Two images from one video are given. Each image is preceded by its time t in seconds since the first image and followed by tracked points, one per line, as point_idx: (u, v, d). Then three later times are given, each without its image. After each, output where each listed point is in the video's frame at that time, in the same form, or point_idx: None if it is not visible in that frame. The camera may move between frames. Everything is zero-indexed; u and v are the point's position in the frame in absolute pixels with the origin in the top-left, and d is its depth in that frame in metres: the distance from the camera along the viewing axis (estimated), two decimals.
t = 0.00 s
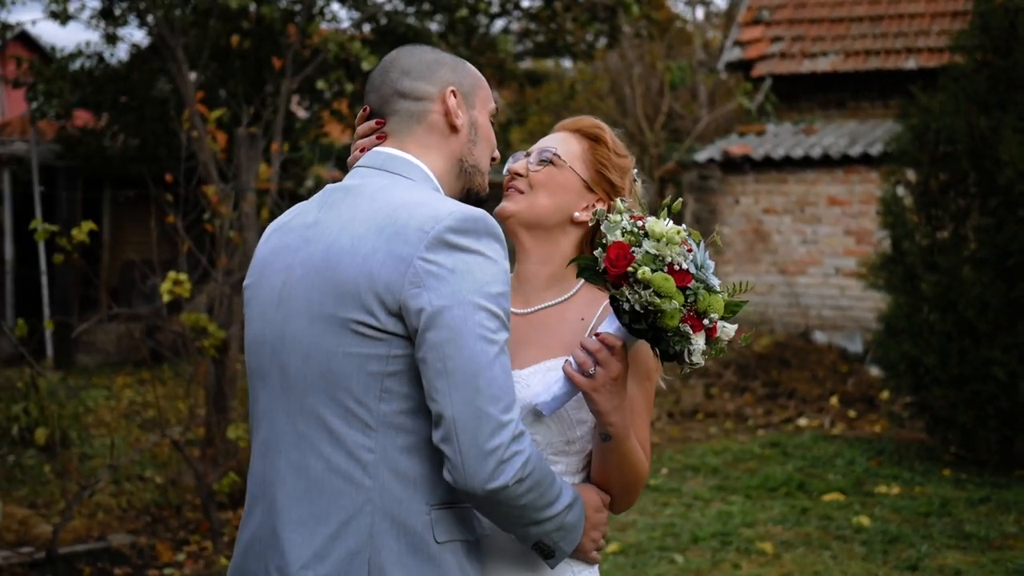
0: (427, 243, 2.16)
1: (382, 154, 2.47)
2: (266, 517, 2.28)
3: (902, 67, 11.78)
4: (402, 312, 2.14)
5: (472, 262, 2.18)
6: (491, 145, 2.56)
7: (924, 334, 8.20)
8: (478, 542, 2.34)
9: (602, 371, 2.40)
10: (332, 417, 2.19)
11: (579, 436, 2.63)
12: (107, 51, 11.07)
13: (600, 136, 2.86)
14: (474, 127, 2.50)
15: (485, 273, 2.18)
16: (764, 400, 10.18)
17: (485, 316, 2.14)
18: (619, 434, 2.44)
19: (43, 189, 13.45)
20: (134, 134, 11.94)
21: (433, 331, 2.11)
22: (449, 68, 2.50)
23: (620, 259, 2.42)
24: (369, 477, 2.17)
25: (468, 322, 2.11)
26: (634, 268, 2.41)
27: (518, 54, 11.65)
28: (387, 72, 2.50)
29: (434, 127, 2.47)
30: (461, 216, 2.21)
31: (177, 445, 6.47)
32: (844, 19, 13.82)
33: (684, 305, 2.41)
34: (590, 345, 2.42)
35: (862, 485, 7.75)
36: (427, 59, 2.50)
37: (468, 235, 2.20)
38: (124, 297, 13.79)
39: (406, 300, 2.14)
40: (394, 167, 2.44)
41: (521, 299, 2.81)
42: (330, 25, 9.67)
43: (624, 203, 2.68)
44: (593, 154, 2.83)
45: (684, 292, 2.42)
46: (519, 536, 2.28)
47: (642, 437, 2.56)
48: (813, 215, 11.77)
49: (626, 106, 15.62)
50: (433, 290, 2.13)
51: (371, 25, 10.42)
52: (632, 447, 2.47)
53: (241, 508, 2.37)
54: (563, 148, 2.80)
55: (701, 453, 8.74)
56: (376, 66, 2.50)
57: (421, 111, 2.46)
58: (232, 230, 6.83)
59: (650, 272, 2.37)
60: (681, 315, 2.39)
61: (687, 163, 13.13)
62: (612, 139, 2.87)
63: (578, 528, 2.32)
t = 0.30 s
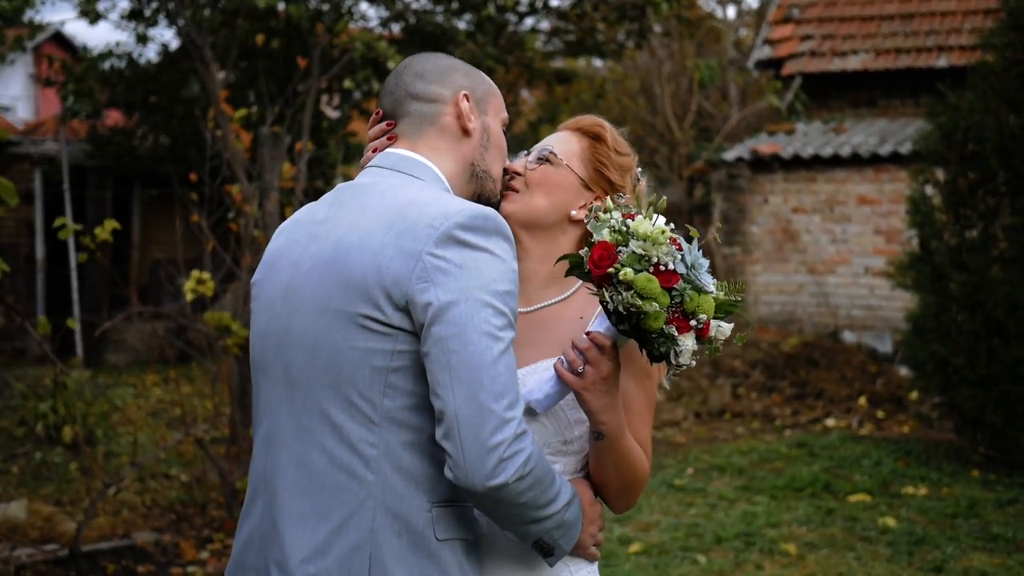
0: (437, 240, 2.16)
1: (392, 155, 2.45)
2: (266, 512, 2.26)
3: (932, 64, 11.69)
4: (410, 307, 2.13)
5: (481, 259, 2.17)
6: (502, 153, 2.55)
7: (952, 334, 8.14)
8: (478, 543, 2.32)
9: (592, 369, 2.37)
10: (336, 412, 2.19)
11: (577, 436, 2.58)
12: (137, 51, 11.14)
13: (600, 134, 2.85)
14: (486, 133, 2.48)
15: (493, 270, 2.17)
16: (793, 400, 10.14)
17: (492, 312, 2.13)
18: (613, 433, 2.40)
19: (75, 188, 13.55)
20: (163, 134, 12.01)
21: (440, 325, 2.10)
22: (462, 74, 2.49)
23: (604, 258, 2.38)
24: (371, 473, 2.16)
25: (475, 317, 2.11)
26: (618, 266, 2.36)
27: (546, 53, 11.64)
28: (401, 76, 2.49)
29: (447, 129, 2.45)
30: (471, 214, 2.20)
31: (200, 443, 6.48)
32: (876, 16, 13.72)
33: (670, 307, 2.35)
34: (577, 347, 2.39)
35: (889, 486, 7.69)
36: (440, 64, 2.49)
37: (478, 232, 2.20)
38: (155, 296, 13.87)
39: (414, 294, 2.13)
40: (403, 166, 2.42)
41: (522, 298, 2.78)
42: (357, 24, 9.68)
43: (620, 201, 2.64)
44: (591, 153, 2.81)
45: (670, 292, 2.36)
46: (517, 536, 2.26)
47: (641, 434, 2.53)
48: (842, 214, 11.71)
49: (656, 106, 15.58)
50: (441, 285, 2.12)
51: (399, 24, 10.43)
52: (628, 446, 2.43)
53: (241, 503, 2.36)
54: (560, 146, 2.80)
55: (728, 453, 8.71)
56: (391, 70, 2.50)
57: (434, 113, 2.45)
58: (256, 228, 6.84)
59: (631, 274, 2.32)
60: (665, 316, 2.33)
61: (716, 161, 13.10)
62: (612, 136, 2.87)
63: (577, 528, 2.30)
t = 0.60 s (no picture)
0: (445, 238, 2.15)
1: (400, 153, 2.43)
2: (266, 506, 2.26)
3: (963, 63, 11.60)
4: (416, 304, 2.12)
5: (489, 258, 2.16)
6: (512, 156, 2.53)
7: (981, 334, 8.08)
8: (478, 543, 2.31)
9: (581, 373, 2.35)
10: (340, 407, 2.18)
11: (574, 436, 2.57)
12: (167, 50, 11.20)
13: (602, 132, 2.84)
14: (496, 135, 2.47)
15: (501, 269, 2.16)
16: (821, 400, 10.10)
17: (499, 311, 2.12)
18: (607, 434, 2.38)
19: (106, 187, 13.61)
20: (193, 133, 12.06)
21: (446, 322, 2.09)
22: (474, 75, 2.47)
23: (585, 266, 2.34)
24: (373, 469, 2.15)
25: (482, 316, 2.09)
26: (599, 274, 2.32)
27: (575, 52, 11.62)
28: (412, 76, 2.48)
29: (456, 129, 2.43)
30: (479, 212, 2.19)
31: (222, 441, 6.50)
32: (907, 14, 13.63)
33: (654, 311, 2.31)
34: (565, 349, 2.37)
35: (916, 487, 7.64)
36: (451, 65, 2.48)
37: (487, 231, 2.19)
38: (185, 294, 13.93)
39: (420, 291, 2.12)
40: (412, 165, 2.40)
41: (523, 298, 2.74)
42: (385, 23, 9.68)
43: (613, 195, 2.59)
44: (593, 152, 2.80)
45: (653, 296, 2.31)
46: (518, 535, 2.25)
47: (638, 436, 2.51)
48: (871, 213, 11.64)
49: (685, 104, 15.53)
50: (448, 282, 2.11)
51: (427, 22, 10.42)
52: (623, 446, 2.41)
53: (241, 495, 2.36)
54: (560, 146, 2.79)
55: (754, 453, 8.67)
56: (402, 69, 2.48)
57: (444, 113, 2.43)
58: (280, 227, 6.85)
59: (611, 283, 2.28)
60: (648, 322, 2.29)
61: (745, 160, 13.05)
62: (615, 135, 2.86)
63: (577, 527, 2.29)
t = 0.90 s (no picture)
0: (450, 235, 2.14)
1: (407, 151, 2.42)
2: (267, 503, 2.25)
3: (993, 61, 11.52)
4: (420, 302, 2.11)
5: (494, 255, 2.15)
6: (521, 156, 2.51)
7: (1008, 334, 8.02)
8: (479, 543, 2.30)
9: (581, 372, 2.33)
10: (344, 403, 2.17)
11: (575, 435, 2.55)
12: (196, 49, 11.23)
13: (611, 135, 2.83)
14: (504, 135, 2.45)
15: (506, 267, 2.15)
16: (847, 401, 10.07)
17: (504, 309, 2.10)
18: (607, 434, 2.37)
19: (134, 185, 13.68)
20: (221, 132, 12.09)
21: (450, 319, 2.07)
22: (483, 74, 2.46)
23: (582, 264, 2.32)
24: (376, 466, 2.14)
25: (487, 313, 2.08)
26: (596, 273, 2.31)
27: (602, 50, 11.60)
28: (422, 73, 2.47)
29: (464, 128, 2.41)
30: (485, 211, 2.18)
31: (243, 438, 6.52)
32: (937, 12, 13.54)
33: (652, 310, 2.30)
34: (565, 348, 2.35)
35: (941, 489, 7.59)
36: (461, 63, 2.46)
37: (493, 230, 2.17)
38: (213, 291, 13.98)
39: (425, 288, 2.11)
40: (419, 162, 2.38)
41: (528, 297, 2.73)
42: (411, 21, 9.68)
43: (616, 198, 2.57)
44: (602, 155, 2.79)
45: (651, 295, 2.30)
46: (519, 535, 2.23)
47: (638, 437, 2.50)
48: (900, 213, 11.58)
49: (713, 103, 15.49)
50: (453, 280, 2.10)
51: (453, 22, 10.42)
52: (623, 445, 2.40)
53: (245, 491, 2.35)
54: (569, 147, 2.78)
55: (779, 453, 8.64)
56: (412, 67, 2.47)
57: (452, 111, 2.41)
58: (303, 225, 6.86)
59: (608, 281, 2.26)
60: (646, 320, 2.28)
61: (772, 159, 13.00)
62: (625, 138, 2.85)
63: (576, 528, 2.28)
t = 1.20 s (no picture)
0: (451, 235, 2.13)
1: (409, 149, 2.41)
2: (264, 500, 2.25)
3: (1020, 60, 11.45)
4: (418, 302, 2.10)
5: (494, 255, 2.14)
6: (523, 155, 2.50)
7: None
8: (477, 543, 2.29)
9: (580, 371, 2.32)
10: (341, 401, 2.16)
11: (574, 436, 2.54)
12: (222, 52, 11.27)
13: (614, 139, 2.84)
14: (507, 135, 2.44)
15: (505, 267, 2.14)
16: (872, 403, 10.04)
17: (502, 309, 2.09)
18: (606, 433, 2.35)
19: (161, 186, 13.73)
20: (246, 133, 12.12)
21: (449, 319, 2.06)
22: (487, 72, 2.45)
23: (580, 261, 2.30)
24: (374, 465, 2.13)
25: (486, 313, 2.07)
26: (594, 269, 2.29)
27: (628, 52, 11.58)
28: (425, 71, 2.46)
29: (467, 127, 2.40)
30: (486, 211, 2.17)
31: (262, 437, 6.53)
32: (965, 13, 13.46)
33: (651, 306, 2.28)
34: (565, 345, 2.34)
35: (965, 491, 7.54)
36: (465, 61, 2.45)
37: (493, 230, 2.16)
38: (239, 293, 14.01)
39: (425, 288, 2.10)
40: (422, 161, 2.37)
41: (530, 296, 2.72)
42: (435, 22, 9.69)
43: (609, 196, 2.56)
44: (606, 158, 2.80)
45: (650, 290, 2.29)
46: (516, 536, 2.22)
47: (638, 437, 2.48)
48: (926, 214, 11.52)
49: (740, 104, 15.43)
50: (452, 279, 2.09)
51: (478, 23, 10.43)
52: (622, 445, 2.39)
53: (242, 489, 2.35)
54: (572, 151, 2.78)
55: (802, 455, 8.60)
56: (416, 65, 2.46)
57: (455, 110, 2.40)
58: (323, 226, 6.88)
59: (606, 278, 2.25)
60: (645, 317, 2.26)
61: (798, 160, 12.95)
62: (629, 143, 2.85)
63: (575, 529, 2.27)
